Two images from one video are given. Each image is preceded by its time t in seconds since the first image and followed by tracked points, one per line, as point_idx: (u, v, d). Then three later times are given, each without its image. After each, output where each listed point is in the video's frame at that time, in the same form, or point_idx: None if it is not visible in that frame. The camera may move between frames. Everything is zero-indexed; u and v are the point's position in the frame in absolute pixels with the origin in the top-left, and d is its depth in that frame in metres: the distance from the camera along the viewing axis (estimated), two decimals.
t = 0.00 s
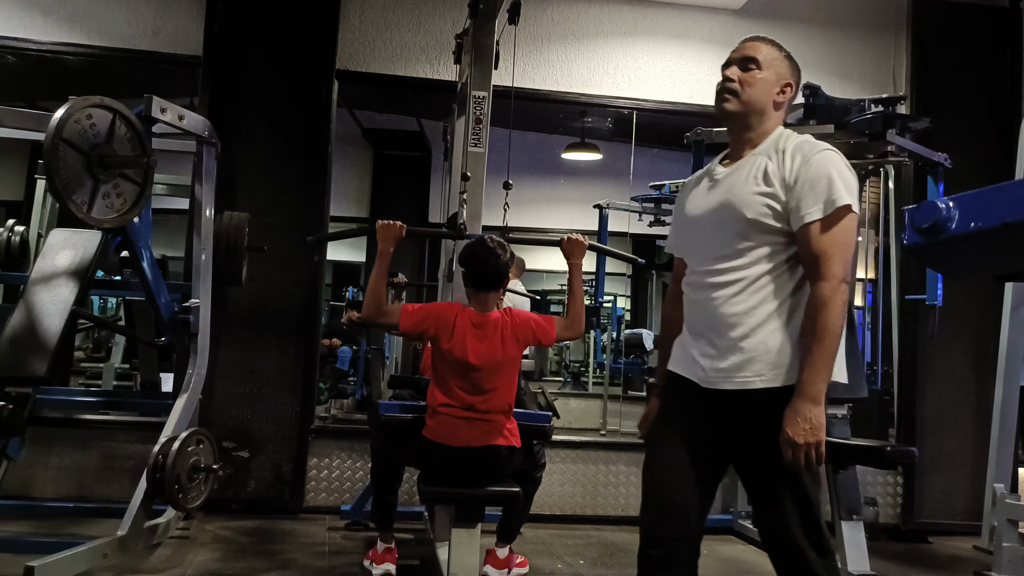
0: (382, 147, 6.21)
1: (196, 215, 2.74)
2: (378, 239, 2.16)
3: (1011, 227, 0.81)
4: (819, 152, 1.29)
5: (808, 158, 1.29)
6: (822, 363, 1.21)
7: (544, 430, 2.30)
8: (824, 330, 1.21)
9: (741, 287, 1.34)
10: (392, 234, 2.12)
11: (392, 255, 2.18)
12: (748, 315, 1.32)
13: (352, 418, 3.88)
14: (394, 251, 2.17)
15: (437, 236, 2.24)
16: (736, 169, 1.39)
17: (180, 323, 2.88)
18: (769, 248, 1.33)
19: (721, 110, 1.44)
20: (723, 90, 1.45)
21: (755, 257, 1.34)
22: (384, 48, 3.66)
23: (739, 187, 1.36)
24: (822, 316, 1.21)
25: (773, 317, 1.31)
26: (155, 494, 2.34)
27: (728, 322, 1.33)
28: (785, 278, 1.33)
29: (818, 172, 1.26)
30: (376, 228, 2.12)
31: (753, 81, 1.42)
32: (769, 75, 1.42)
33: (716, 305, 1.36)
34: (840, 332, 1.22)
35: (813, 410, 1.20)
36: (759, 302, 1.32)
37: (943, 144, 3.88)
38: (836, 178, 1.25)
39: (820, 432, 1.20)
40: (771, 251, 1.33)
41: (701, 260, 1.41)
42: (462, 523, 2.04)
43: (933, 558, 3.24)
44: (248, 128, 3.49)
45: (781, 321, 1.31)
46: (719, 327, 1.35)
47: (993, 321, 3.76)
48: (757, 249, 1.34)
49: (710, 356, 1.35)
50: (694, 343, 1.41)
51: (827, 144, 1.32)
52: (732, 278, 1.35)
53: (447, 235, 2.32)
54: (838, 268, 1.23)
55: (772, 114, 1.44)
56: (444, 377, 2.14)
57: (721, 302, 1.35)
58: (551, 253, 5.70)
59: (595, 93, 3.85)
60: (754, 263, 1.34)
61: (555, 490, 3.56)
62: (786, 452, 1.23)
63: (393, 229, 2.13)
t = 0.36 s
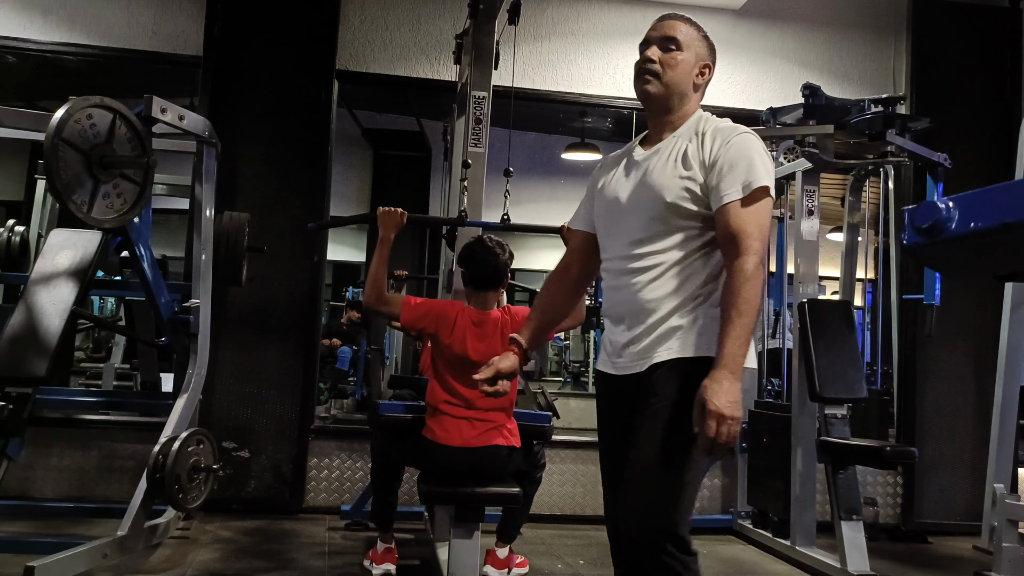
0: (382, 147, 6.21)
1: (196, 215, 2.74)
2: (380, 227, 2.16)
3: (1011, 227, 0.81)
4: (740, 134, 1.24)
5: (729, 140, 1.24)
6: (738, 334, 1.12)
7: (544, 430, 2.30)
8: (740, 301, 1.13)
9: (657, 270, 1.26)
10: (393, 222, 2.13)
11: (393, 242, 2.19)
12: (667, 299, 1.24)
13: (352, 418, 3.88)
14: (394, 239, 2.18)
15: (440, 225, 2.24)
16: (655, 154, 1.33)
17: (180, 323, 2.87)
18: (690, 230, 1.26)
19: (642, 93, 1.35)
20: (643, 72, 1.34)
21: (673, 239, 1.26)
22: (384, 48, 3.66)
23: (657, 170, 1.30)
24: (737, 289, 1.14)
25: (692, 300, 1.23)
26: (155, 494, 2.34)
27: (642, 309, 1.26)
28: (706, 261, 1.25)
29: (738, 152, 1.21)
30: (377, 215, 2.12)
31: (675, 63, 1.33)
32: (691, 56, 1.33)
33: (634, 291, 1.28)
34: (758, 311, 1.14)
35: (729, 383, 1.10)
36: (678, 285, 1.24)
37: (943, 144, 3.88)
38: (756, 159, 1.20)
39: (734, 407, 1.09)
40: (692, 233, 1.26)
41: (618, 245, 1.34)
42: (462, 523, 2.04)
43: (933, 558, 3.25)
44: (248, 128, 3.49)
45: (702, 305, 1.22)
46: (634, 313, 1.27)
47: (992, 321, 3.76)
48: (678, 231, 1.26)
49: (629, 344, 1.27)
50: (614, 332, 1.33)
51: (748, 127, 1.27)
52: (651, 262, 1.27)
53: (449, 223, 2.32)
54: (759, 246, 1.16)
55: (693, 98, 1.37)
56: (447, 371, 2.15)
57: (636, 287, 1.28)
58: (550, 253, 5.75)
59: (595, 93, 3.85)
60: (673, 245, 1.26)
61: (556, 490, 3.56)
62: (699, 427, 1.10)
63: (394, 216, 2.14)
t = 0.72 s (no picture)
0: (382, 147, 6.21)
1: (196, 215, 2.74)
2: (382, 215, 2.16)
3: (1012, 227, 0.81)
4: (653, 131, 1.19)
5: (641, 138, 1.19)
6: (628, 345, 1.12)
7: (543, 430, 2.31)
8: (642, 313, 1.12)
9: (570, 272, 1.24)
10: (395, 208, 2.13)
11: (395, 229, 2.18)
12: (574, 301, 1.22)
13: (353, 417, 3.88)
14: (396, 226, 2.17)
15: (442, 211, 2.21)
16: (576, 148, 1.29)
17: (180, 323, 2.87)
18: (601, 231, 1.23)
19: (572, 81, 1.32)
20: (575, 58, 1.30)
21: (585, 240, 1.24)
22: (384, 48, 3.66)
23: (576, 168, 1.26)
24: (640, 299, 1.12)
25: (599, 303, 1.20)
26: (155, 494, 2.34)
27: (555, 312, 1.24)
28: (617, 262, 1.22)
29: (648, 152, 1.16)
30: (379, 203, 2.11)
31: (607, 53, 1.29)
32: (623, 46, 1.30)
33: (548, 291, 1.27)
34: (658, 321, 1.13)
35: (613, 400, 1.11)
36: (586, 287, 1.22)
37: (943, 144, 3.88)
38: (667, 159, 1.15)
39: (614, 424, 1.12)
40: (604, 234, 1.23)
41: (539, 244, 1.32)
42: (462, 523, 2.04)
43: (933, 558, 3.25)
44: (248, 128, 3.49)
45: (606, 308, 1.20)
46: (549, 315, 1.26)
47: (993, 321, 3.76)
48: (591, 231, 1.24)
49: (542, 345, 1.27)
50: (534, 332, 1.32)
51: (667, 122, 1.22)
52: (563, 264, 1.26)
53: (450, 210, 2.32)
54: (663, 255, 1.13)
55: (623, 87, 1.33)
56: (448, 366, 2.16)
57: (551, 289, 1.26)
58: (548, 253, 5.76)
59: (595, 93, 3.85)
60: (585, 246, 1.24)
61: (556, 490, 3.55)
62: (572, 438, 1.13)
63: (394, 203, 2.12)
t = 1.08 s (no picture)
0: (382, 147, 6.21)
1: (196, 215, 2.74)
2: (385, 201, 2.12)
3: (1012, 227, 0.81)
4: (554, 100, 1.09)
5: (538, 108, 1.09)
6: (505, 334, 0.97)
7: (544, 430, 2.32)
8: (522, 298, 0.97)
9: (465, 255, 1.16)
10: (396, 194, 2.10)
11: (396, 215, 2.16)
12: (465, 285, 1.13)
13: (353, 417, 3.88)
14: (397, 213, 2.15)
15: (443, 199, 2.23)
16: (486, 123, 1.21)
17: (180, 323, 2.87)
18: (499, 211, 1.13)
19: (490, 52, 1.23)
20: (492, 26, 1.21)
21: (481, 220, 1.15)
22: (384, 48, 3.67)
23: (480, 146, 1.17)
24: (519, 284, 0.98)
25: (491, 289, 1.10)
26: (155, 494, 2.34)
27: (446, 296, 1.16)
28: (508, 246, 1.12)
29: (543, 123, 1.07)
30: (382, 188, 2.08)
31: (526, 19, 1.20)
32: (545, 11, 1.20)
33: (443, 274, 1.18)
34: (544, 311, 0.98)
35: (497, 396, 0.96)
36: (479, 271, 1.12)
37: (943, 144, 3.88)
38: (563, 130, 1.05)
39: (499, 423, 0.96)
40: (500, 214, 1.13)
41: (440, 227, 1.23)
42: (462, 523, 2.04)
43: (933, 558, 3.25)
44: (247, 128, 3.49)
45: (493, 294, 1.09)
46: (443, 301, 1.17)
47: (992, 321, 3.76)
48: (487, 211, 1.15)
49: (435, 332, 1.18)
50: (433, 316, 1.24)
51: (574, 93, 1.12)
52: (459, 244, 1.17)
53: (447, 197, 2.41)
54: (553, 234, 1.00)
55: (547, 58, 1.24)
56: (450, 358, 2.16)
57: (445, 272, 1.18)
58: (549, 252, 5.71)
59: (595, 93, 3.85)
60: (481, 226, 1.14)
61: (556, 490, 3.56)
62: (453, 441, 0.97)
63: (396, 190, 2.11)
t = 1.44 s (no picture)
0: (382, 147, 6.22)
1: (196, 215, 2.75)
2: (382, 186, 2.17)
3: (1011, 227, 0.81)
4: (495, 79, 1.05)
5: (479, 87, 1.05)
6: (415, 312, 0.91)
7: (544, 430, 2.30)
8: (438, 277, 0.92)
9: (410, 247, 1.09)
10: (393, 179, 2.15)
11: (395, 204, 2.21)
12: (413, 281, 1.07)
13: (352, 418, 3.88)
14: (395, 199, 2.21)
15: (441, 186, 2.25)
16: (423, 107, 1.15)
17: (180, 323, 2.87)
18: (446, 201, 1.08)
19: (420, 31, 1.15)
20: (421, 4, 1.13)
21: (425, 209, 1.09)
22: (384, 48, 3.67)
23: (419, 129, 1.11)
24: (439, 263, 0.92)
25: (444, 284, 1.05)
26: (155, 494, 2.34)
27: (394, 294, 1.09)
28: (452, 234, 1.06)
29: (485, 103, 1.02)
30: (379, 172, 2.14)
31: None
32: None
33: (387, 270, 1.11)
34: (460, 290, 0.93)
35: (378, 369, 0.88)
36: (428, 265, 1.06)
37: (943, 144, 3.88)
38: (507, 110, 1.01)
39: (369, 397, 0.87)
40: (445, 204, 1.08)
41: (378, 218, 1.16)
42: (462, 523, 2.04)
43: (933, 558, 3.25)
44: (247, 128, 3.49)
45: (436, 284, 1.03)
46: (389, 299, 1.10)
47: (992, 321, 3.76)
48: (429, 198, 1.08)
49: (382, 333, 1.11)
50: (375, 316, 1.16)
51: (516, 72, 1.08)
52: (402, 237, 1.10)
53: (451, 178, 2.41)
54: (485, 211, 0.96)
55: (481, 34, 1.18)
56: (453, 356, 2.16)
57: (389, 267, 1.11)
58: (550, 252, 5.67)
59: (595, 93, 3.85)
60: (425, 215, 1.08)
61: (556, 490, 3.56)
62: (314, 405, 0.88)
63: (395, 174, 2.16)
